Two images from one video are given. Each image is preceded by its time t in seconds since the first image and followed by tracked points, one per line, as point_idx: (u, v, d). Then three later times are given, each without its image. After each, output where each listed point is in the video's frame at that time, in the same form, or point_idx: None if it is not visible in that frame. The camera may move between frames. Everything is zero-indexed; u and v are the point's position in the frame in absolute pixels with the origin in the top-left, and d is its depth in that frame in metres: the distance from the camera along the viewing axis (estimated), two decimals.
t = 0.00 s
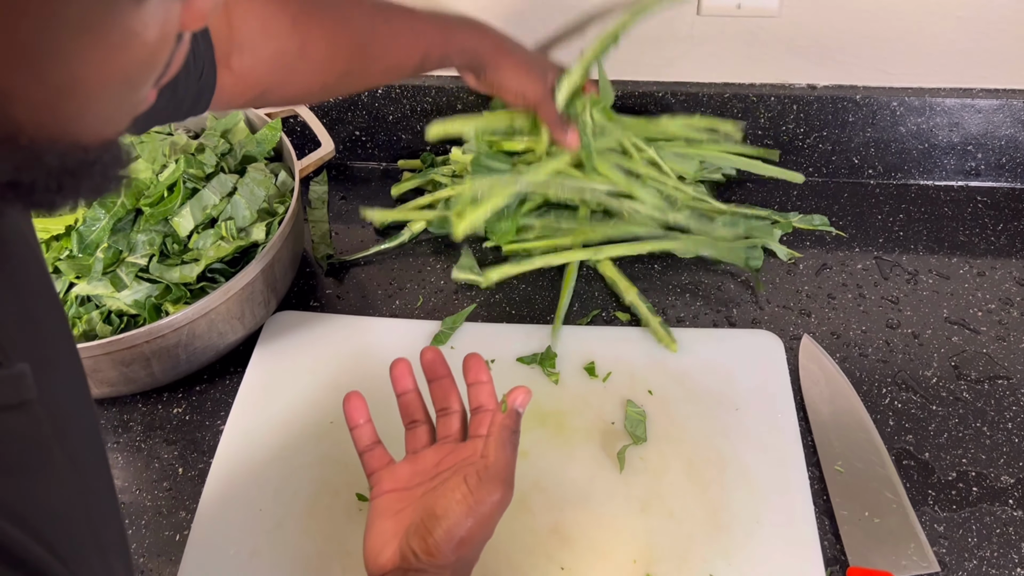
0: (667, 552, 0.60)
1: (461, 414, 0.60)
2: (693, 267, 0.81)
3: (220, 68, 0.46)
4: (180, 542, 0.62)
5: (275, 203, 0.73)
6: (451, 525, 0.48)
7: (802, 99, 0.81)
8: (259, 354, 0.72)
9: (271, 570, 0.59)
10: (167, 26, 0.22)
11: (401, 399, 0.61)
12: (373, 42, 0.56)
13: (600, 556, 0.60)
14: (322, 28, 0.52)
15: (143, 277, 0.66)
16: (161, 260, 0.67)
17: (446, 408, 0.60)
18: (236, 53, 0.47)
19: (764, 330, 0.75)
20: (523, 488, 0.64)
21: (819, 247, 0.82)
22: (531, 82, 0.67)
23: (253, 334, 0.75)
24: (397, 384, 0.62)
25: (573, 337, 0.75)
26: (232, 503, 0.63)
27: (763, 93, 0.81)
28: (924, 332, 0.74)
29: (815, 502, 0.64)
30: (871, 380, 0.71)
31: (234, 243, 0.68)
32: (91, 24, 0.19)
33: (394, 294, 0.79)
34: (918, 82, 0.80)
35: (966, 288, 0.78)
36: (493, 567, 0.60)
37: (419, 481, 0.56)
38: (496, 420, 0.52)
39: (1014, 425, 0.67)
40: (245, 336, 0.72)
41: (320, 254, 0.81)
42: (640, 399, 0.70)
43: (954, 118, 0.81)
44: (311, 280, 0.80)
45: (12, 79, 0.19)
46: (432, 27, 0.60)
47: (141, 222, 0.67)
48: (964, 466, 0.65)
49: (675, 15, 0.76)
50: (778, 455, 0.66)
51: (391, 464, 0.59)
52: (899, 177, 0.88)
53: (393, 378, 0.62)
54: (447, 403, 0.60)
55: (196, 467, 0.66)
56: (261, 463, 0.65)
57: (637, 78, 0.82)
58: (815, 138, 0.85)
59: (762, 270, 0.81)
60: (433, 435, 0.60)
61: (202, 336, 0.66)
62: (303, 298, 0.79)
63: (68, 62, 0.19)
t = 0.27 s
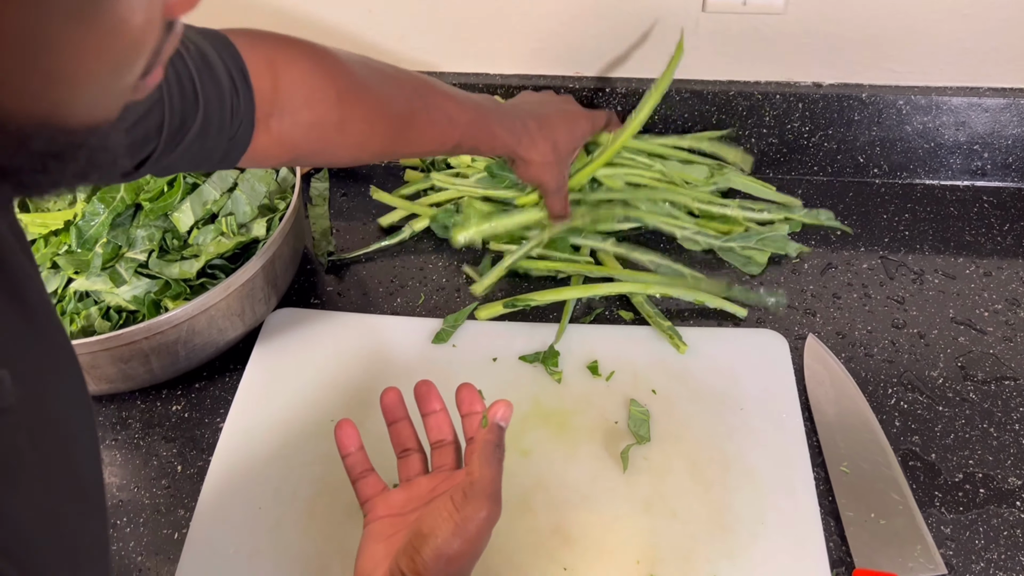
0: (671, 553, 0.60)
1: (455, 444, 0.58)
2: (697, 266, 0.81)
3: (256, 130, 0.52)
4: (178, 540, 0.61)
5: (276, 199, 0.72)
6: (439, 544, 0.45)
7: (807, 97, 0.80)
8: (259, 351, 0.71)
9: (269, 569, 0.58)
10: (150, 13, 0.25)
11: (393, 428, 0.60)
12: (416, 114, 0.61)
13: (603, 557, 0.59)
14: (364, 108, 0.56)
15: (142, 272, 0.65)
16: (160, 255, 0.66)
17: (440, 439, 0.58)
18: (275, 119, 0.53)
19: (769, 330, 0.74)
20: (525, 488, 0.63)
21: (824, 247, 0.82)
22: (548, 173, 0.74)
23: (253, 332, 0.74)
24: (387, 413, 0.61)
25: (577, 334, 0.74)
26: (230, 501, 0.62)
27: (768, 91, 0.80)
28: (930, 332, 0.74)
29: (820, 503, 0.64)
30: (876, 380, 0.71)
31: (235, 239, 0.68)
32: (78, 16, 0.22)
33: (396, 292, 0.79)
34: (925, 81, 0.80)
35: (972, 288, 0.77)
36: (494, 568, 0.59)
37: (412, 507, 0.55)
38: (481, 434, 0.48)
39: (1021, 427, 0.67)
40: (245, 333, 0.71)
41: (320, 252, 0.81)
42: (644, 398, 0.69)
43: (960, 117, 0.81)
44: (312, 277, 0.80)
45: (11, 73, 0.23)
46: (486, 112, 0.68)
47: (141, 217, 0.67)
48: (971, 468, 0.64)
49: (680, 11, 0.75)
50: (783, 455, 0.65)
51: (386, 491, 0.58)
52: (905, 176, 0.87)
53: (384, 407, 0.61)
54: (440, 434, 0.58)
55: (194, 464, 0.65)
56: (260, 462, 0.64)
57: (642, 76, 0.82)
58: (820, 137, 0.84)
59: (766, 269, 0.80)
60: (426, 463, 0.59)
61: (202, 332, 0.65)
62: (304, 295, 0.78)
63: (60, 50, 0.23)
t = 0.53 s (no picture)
0: (676, 552, 0.59)
1: (465, 475, 0.57)
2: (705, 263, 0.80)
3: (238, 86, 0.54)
4: (178, 536, 0.60)
5: (279, 192, 0.72)
6: None
7: (815, 93, 0.80)
8: (261, 346, 0.71)
9: (271, 566, 0.58)
10: (124, 10, 0.23)
11: (400, 455, 0.59)
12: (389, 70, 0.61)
13: (608, 556, 0.59)
14: (340, 51, 0.58)
15: (143, 265, 0.64)
16: (162, 249, 0.66)
17: (451, 468, 0.58)
18: (255, 73, 0.55)
19: (776, 327, 0.73)
20: (530, 485, 0.62)
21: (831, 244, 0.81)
22: (549, 102, 0.68)
23: (255, 326, 0.73)
24: (396, 439, 0.59)
25: (582, 332, 0.73)
26: (231, 498, 0.61)
27: (776, 87, 0.80)
28: (939, 330, 0.73)
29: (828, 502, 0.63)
30: (884, 379, 0.70)
31: (237, 232, 0.67)
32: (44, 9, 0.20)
33: (399, 287, 0.78)
34: (933, 78, 0.79)
35: (980, 287, 0.77)
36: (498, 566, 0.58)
37: (419, 542, 0.53)
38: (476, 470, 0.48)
39: None
40: (247, 327, 0.71)
41: (323, 247, 0.80)
42: (649, 396, 0.68)
43: (969, 114, 0.80)
44: (314, 272, 0.79)
45: None
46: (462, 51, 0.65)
47: (142, 210, 0.66)
48: (980, 467, 0.64)
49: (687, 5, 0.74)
50: (790, 453, 0.64)
51: (391, 524, 0.56)
52: (912, 174, 0.86)
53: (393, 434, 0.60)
54: (452, 463, 0.58)
55: (195, 460, 0.64)
56: (261, 458, 0.63)
57: (649, 70, 0.81)
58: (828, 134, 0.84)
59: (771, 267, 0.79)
60: (436, 492, 0.57)
61: (203, 327, 0.65)
62: (306, 290, 0.77)
63: (22, 50, 0.20)
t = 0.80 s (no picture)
0: (677, 550, 0.59)
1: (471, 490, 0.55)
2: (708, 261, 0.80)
3: (198, 29, 0.53)
4: (180, 531, 0.60)
5: (282, 188, 0.72)
6: None
7: (819, 92, 0.79)
8: (263, 342, 0.71)
9: (272, 562, 0.58)
10: None
11: (405, 470, 0.58)
12: None
13: (609, 554, 0.59)
14: None
15: (146, 259, 0.64)
16: (165, 244, 0.66)
17: (457, 482, 0.56)
18: (214, 15, 0.54)
19: (778, 326, 0.73)
20: (531, 481, 0.63)
21: (834, 243, 0.81)
22: None
23: (257, 321, 0.74)
24: (401, 455, 0.58)
25: (585, 329, 0.73)
26: (233, 494, 0.61)
27: (780, 85, 0.80)
28: (941, 330, 0.73)
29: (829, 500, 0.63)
30: (886, 378, 0.70)
31: (240, 228, 0.67)
32: None
33: (401, 283, 0.78)
34: (938, 77, 0.79)
35: (983, 286, 0.76)
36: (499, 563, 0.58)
37: (425, 559, 0.52)
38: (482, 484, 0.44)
39: None
40: (249, 322, 0.71)
41: (326, 243, 0.80)
42: (651, 394, 0.68)
43: (973, 114, 0.80)
44: (316, 268, 0.79)
45: None
46: None
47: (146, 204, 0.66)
48: (981, 467, 0.64)
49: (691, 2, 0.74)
50: (791, 452, 0.64)
51: (398, 540, 0.55)
52: (915, 173, 0.86)
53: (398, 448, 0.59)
54: (457, 477, 0.56)
55: (197, 455, 0.64)
56: (263, 453, 0.63)
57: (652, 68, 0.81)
58: (831, 132, 0.84)
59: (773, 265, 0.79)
60: (442, 508, 0.57)
61: (206, 322, 0.65)
62: (309, 286, 0.77)
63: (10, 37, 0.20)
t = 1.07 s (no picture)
0: (679, 547, 0.59)
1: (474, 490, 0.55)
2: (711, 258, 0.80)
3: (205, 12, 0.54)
4: (182, 524, 0.60)
5: (286, 183, 0.72)
6: None
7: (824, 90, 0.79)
8: (266, 337, 0.71)
9: (274, 556, 0.58)
10: None
11: (410, 471, 0.58)
12: None
13: (611, 551, 0.59)
14: None
15: (150, 253, 0.64)
16: (169, 238, 0.66)
17: (461, 483, 0.56)
18: None
19: (781, 323, 0.73)
20: (534, 477, 0.63)
21: (837, 241, 0.81)
22: None
23: (260, 316, 0.74)
24: (404, 455, 0.58)
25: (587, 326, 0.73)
26: (235, 488, 0.61)
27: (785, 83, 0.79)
28: (944, 329, 0.73)
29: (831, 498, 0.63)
30: (889, 376, 0.70)
31: (244, 222, 0.67)
32: None
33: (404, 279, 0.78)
34: (943, 75, 0.79)
35: (987, 286, 0.76)
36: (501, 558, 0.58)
37: (429, 560, 0.51)
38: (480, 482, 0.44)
39: None
40: (252, 317, 0.71)
41: (329, 238, 0.80)
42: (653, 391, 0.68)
43: (978, 113, 0.80)
44: (319, 264, 0.79)
45: None
46: None
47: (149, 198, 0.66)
48: (984, 466, 0.64)
49: None
50: (794, 449, 0.64)
51: (401, 541, 0.54)
52: (920, 172, 0.86)
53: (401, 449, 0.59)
54: (462, 478, 0.56)
55: (200, 449, 0.64)
56: (266, 447, 0.64)
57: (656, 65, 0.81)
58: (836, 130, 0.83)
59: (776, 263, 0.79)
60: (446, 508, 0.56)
61: (209, 316, 0.65)
62: (312, 281, 0.77)
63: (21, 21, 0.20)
